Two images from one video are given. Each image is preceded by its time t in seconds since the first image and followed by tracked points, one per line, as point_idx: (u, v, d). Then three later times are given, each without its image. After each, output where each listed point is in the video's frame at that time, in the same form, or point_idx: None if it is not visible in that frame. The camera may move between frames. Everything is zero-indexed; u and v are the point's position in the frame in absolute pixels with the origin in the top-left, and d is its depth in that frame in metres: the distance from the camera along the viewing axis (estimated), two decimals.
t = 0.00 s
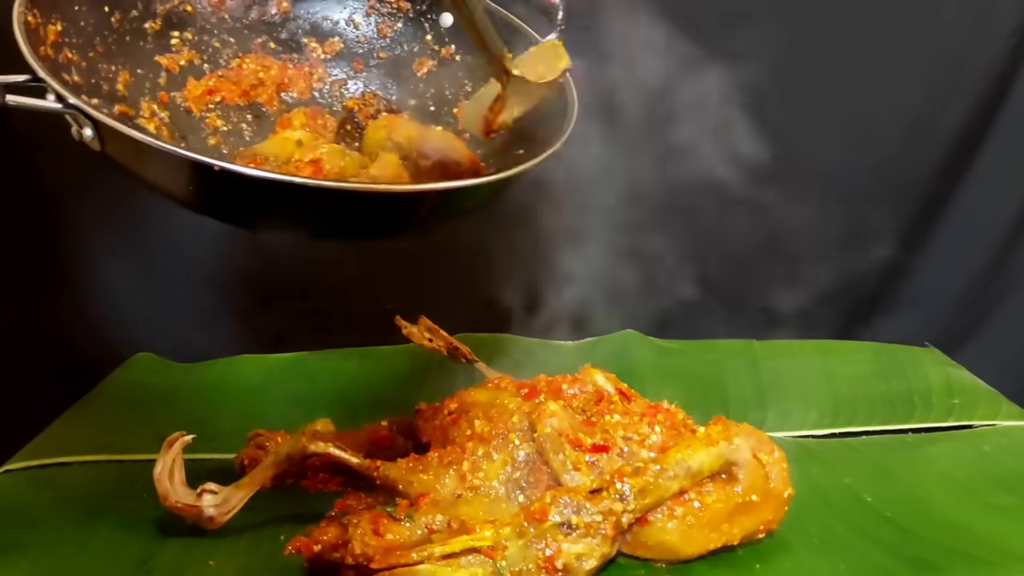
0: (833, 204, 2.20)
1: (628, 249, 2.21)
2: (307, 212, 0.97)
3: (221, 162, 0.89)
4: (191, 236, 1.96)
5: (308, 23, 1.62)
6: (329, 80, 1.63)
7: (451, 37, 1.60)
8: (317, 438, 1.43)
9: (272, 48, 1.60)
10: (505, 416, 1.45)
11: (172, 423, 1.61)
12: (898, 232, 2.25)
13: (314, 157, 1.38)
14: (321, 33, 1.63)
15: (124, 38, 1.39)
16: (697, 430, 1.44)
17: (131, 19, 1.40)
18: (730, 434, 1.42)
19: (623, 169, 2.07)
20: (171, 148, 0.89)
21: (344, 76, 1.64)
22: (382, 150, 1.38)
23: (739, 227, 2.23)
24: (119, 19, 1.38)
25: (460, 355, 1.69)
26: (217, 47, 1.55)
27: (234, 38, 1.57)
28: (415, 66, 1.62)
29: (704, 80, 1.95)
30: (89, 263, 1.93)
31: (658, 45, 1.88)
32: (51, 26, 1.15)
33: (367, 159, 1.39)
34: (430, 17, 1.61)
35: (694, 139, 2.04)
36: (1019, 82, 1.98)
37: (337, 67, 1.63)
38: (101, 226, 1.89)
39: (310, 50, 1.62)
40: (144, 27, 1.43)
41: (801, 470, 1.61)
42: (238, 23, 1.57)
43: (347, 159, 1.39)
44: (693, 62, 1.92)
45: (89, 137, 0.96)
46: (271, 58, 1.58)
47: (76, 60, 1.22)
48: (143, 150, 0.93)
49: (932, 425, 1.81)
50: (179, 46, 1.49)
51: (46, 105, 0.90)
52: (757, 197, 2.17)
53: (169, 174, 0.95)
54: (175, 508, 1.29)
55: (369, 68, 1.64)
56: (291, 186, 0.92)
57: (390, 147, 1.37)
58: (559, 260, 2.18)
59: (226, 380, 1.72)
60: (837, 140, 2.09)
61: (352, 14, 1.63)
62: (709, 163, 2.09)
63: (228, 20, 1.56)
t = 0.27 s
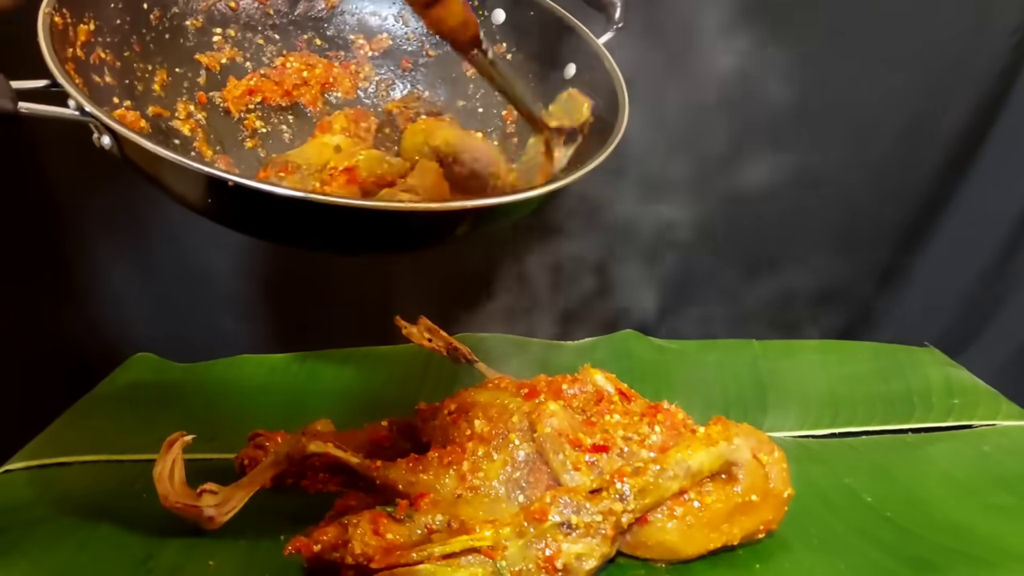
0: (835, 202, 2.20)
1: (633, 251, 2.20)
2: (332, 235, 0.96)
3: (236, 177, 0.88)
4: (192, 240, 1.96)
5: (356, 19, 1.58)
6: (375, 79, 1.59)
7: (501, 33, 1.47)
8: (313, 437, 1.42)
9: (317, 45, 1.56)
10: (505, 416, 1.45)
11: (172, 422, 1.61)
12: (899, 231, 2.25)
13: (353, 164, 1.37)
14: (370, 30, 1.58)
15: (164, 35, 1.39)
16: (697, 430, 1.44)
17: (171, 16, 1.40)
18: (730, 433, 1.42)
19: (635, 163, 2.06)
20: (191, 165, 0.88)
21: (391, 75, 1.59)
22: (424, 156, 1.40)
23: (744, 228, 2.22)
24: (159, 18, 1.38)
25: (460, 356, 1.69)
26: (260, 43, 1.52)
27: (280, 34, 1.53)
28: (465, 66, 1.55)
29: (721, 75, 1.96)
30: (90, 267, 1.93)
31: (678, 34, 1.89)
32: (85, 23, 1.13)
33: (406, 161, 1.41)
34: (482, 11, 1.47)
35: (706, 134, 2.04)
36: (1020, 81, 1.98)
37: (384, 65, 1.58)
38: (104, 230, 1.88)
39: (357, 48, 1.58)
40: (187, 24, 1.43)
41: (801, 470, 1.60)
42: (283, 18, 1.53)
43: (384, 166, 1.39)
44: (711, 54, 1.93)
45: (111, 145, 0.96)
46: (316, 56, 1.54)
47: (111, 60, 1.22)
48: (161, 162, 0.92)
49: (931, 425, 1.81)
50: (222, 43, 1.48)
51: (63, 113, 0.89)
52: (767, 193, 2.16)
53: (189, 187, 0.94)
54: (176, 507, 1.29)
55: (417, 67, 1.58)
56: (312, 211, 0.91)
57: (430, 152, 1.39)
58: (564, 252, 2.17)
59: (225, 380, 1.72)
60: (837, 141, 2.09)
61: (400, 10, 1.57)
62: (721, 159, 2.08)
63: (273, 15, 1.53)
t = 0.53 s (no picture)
0: (835, 203, 2.19)
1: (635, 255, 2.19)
2: (333, 233, 0.96)
3: (234, 175, 0.87)
4: (191, 239, 1.96)
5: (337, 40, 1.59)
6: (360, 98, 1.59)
7: (482, 52, 1.53)
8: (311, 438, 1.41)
9: (300, 66, 1.58)
10: (505, 416, 1.45)
11: (171, 422, 1.60)
12: (897, 231, 2.24)
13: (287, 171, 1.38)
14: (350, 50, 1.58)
15: (150, 54, 1.36)
16: (697, 430, 1.44)
17: (158, 37, 1.37)
18: (729, 434, 1.42)
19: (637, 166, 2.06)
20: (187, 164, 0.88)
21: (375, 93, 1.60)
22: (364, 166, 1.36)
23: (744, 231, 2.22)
24: (146, 38, 1.34)
25: (460, 356, 1.68)
26: (244, 63, 1.53)
27: (263, 55, 1.54)
28: (446, 82, 1.57)
29: (729, 69, 1.94)
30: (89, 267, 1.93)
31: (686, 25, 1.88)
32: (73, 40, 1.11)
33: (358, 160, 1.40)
34: (463, 32, 1.55)
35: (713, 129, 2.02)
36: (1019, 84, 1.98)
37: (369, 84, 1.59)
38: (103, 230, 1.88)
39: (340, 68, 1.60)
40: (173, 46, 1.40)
41: (801, 470, 1.60)
42: (267, 40, 1.55)
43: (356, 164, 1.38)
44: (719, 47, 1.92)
45: (104, 153, 0.95)
46: (298, 78, 1.57)
47: (98, 77, 1.20)
48: (156, 166, 0.92)
49: (931, 425, 1.80)
50: (206, 63, 1.46)
51: (56, 119, 0.89)
52: (773, 189, 2.15)
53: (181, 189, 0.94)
54: (174, 506, 1.28)
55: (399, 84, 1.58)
56: (311, 206, 0.90)
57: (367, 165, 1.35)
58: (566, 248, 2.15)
59: (225, 380, 1.72)
60: (837, 141, 2.09)
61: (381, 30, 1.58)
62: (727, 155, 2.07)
63: (257, 38, 1.54)
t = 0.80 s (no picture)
0: (835, 204, 2.20)
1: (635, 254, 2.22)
2: (355, 234, 0.95)
3: (254, 175, 0.87)
4: (192, 240, 1.96)
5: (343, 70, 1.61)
6: (366, 127, 1.61)
7: (487, 77, 1.55)
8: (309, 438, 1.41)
9: (307, 98, 1.60)
10: (505, 416, 1.45)
11: (172, 421, 1.61)
12: (897, 231, 2.25)
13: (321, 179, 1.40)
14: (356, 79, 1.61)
15: (157, 88, 1.36)
16: (697, 430, 1.44)
17: (165, 70, 1.37)
18: (729, 434, 1.42)
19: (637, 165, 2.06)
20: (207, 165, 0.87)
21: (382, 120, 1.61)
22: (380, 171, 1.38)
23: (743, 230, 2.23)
24: (154, 71, 1.34)
25: (460, 356, 1.69)
26: (250, 97, 1.55)
27: (269, 87, 1.57)
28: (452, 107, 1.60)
29: (730, 68, 1.95)
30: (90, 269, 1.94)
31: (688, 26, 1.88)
32: (81, 71, 1.12)
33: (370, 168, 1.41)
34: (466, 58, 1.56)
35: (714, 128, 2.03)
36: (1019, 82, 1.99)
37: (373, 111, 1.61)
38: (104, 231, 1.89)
39: (345, 99, 1.62)
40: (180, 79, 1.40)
41: (799, 470, 1.61)
42: (273, 73, 1.56)
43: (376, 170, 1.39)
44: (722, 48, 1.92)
45: (119, 166, 0.95)
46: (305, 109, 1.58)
47: (107, 105, 1.20)
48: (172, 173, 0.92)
49: (931, 425, 1.81)
50: (212, 97, 1.48)
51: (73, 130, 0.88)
52: (774, 188, 2.16)
53: (195, 196, 0.94)
54: (175, 506, 1.29)
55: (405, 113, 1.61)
56: (334, 204, 0.90)
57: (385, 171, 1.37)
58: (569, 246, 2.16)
59: (226, 380, 1.72)
60: (837, 141, 2.09)
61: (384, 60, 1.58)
62: (728, 154, 2.08)
63: (261, 72, 1.55)
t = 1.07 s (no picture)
0: (835, 204, 2.19)
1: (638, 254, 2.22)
2: (355, 238, 0.95)
3: (263, 183, 0.87)
4: (191, 240, 1.96)
5: (358, 65, 1.61)
6: (382, 122, 1.63)
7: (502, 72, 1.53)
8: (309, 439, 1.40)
9: (323, 92, 1.60)
10: (505, 416, 1.45)
11: (172, 421, 1.61)
12: (896, 231, 2.25)
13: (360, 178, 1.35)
14: (373, 74, 1.62)
15: (173, 81, 1.35)
16: (697, 430, 1.44)
17: (179, 66, 1.36)
18: (729, 434, 1.42)
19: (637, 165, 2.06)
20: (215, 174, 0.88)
21: (397, 115, 1.63)
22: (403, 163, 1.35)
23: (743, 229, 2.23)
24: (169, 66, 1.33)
25: (460, 356, 1.69)
26: (266, 91, 1.55)
27: (285, 82, 1.57)
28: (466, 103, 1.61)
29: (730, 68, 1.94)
30: (89, 271, 1.94)
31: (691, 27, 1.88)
32: (95, 67, 1.11)
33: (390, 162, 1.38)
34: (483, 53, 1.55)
35: (714, 128, 2.03)
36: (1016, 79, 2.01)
37: (389, 107, 1.63)
38: (103, 233, 1.89)
39: (361, 92, 1.62)
40: (195, 73, 1.39)
41: (799, 470, 1.60)
42: (289, 66, 1.56)
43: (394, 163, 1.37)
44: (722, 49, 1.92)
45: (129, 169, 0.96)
46: (321, 103, 1.59)
47: (122, 103, 1.19)
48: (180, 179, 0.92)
49: (931, 425, 1.81)
50: (229, 92, 1.47)
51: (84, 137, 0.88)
52: (774, 188, 2.15)
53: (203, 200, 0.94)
54: (175, 508, 1.29)
55: (420, 108, 1.63)
56: (341, 211, 0.90)
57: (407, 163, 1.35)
58: (569, 245, 2.16)
59: (227, 379, 1.72)
60: (836, 141, 2.09)
61: (401, 55, 1.61)
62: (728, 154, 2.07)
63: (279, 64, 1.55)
